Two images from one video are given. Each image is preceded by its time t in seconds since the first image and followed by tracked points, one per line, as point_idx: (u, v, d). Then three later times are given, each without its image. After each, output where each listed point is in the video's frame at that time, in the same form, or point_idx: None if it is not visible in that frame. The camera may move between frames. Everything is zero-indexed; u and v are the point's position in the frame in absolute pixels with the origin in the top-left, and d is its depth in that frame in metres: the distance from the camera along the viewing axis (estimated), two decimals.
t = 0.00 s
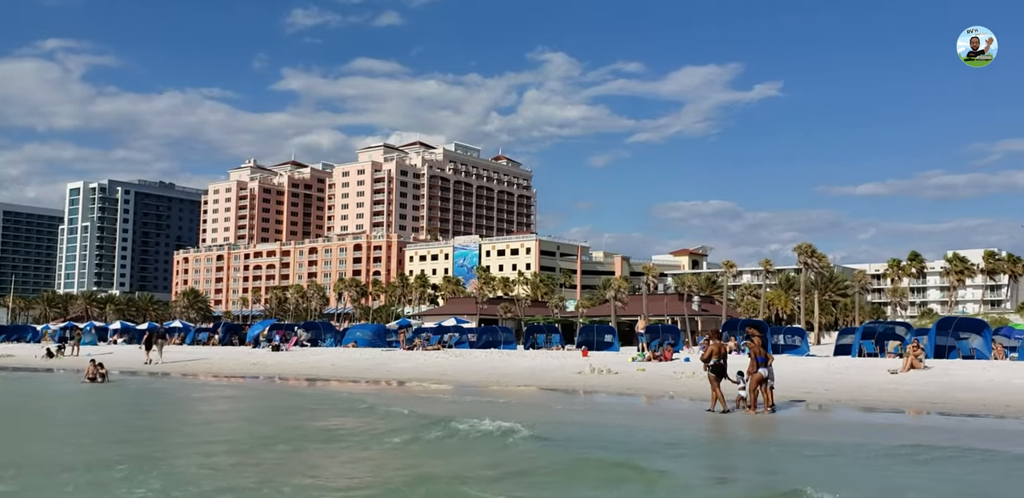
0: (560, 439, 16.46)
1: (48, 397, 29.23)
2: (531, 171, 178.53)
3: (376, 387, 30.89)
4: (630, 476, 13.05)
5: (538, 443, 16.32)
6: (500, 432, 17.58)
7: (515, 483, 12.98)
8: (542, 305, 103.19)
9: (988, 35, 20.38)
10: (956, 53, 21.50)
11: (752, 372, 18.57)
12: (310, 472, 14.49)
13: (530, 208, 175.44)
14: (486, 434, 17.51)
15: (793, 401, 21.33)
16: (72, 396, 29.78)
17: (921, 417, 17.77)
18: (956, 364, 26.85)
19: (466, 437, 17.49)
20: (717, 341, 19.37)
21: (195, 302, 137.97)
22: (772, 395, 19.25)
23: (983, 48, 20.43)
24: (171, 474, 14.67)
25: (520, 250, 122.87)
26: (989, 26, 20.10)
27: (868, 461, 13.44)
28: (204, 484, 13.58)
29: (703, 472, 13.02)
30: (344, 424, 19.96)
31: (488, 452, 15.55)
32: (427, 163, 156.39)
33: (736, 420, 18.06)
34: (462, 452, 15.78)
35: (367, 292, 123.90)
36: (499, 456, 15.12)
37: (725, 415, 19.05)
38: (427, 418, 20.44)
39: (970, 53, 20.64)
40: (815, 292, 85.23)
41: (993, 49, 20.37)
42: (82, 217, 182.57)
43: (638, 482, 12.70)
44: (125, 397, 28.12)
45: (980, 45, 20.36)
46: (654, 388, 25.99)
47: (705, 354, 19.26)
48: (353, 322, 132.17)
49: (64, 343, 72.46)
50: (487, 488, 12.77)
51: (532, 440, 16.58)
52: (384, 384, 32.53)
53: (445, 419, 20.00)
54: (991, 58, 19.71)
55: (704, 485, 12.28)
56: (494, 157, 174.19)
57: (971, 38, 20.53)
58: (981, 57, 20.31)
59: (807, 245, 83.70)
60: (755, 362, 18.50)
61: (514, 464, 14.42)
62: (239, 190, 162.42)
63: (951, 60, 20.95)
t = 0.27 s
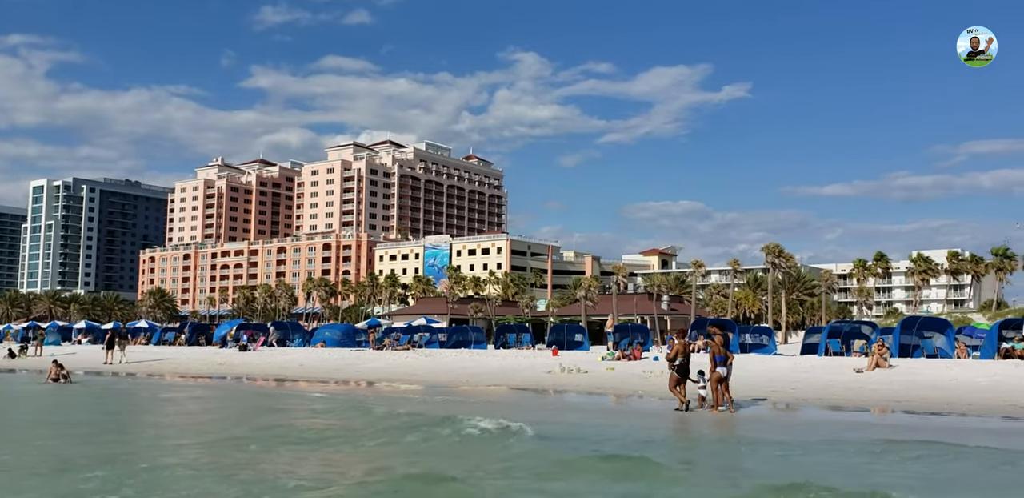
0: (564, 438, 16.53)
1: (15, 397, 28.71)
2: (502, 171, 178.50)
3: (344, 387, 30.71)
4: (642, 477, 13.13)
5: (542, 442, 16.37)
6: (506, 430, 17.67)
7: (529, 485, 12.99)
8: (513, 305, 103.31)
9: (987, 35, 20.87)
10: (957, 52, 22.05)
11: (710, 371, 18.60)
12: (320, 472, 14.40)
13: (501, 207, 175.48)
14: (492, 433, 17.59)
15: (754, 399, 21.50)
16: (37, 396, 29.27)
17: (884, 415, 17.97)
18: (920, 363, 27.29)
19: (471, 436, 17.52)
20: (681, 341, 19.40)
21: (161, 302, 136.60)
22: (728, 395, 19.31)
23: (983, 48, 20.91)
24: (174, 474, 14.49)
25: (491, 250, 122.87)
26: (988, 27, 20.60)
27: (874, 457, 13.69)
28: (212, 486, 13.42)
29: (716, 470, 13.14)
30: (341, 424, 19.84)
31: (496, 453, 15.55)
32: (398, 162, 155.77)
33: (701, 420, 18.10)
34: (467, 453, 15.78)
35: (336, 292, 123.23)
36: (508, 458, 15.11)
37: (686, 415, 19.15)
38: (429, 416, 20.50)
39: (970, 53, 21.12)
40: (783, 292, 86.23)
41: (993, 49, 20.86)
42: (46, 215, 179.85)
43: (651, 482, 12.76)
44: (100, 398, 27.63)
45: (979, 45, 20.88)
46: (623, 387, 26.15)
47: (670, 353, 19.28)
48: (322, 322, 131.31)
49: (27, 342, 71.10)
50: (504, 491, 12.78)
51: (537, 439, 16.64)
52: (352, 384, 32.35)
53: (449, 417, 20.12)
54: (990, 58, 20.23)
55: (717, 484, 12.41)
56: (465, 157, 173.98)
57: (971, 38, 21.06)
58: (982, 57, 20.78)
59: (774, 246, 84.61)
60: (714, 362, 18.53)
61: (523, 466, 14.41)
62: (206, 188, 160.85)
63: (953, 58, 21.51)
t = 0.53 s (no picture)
0: (565, 436, 16.54)
1: None
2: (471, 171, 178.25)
3: (311, 388, 30.47)
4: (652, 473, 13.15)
5: (543, 440, 16.36)
6: (506, 429, 17.70)
7: (539, 483, 12.94)
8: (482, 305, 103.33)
9: (988, 35, 20.63)
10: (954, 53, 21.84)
11: (671, 371, 18.83)
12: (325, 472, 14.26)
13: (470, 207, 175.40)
14: (492, 432, 17.62)
15: (716, 398, 21.81)
16: None
17: (848, 413, 18.25)
18: (882, 362, 27.65)
19: (471, 435, 17.48)
20: (646, 340, 19.61)
21: (125, 301, 135.09)
22: (689, 395, 19.52)
23: (982, 48, 20.73)
24: (175, 474, 14.24)
25: (460, 250, 122.75)
26: (987, 27, 20.41)
27: (876, 452, 13.90)
28: (205, 486, 13.27)
29: (722, 467, 13.20)
30: (335, 425, 19.67)
31: (499, 452, 15.47)
32: (366, 161, 154.99)
33: (665, 419, 18.10)
34: (462, 452, 15.74)
35: (303, 292, 122.38)
36: (512, 456, 15.03)
37: (647, 413, 19.37)
38: (419, 416, 20.44)
39: (970, 53, 20.88)
40: (749, 292, 87.13)
41: (993, 49, 20.66)
42: (6, 214, 177.30)
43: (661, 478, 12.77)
44: (72, 398, 27.10)
45: (980, 44, 20.67)
46: (591, 387, 26.22)
47: (633, 353, 19.54)
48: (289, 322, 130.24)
49: None
50: (514, 489, 12.70)
51: (538, 437, 16.62)
52: (320, 385, 32.12)
53: (446, 417, 20.16)
54: (991, 58, 20.01)
55: (727, 480, 12.46)
56: (434, 156, 173.59)
57: (971, 37, 20.85)
58: (982, 57, 20.58)
59: (741, 246, 85.45)
60: (674, 361, 18.79)
61: (528, 465, 14.35)
62: (171, 187, 159.22)
63: (950, 59, 21.23)
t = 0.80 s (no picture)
0: (561, 434, 16.56)
1: None
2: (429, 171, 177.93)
3: (266, 391, 30.18)
4: (666, 473, 13.18)
5: (540, 439, 16.35)
6: (496, 430, 17.78)
7: (553, 484, 12.89)
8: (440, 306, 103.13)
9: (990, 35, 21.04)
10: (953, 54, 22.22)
11: (623, 372, 18.97)
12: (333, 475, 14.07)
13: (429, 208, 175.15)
14: (483, 432, 17.67)
15: (669, 398, 22.10)
16: None
17: (802, 412, 18.58)
18: (834, 363, 28.15)
19: (464, 436, 17.47)
20: (597, 342, 19.79)
21: (74, 302, 132.43)
22: (640, 395, 19.70)
23: (982, 48, 21.13)
24: (177, 478, 13.95)
25: (418, 250, 122.27)
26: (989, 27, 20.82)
27: (874, 447, 14.20)
28: (197, 487, 13.16)
29: (732, 466, 13.31)
30: (323, 427, 19.48)
31: (502, 452, 15.42)
32: (322, 161, 153.87)
33: (620, 419, 18.19)
34: (447, 452, 15.81)
35: (257, 293, 121.20)
36: (517, 456, 14.96)
37: (599, 413, 19.56)
38: (396, 417, 20.45)
39: (970, 53, 21.27)
40: (705, 292, 88.16)
41: (992, 50, 21.08)
42: None
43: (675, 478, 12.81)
44: (23, 401, 26.45)
45: (980, 45, 21.06)
46: (548, 387, 26.29)
47: (584, 354, 19.63)
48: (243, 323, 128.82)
49: None
50: (529, 491, 12.65)
51: (534, 437, 16.63)
52: (275, 387, 31.79)
53: (427, 418, 20.20)
54: (993, 57, 20.41)
55: (743, 481, 12.55)
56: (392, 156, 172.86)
57: (972, 38, 21.27)
58: (982, 57, 20.99)
59: (697, 248, 86.37)
60: (626, 362, 18.93)
61: (536, 465, 14.28)
62: (122, 186, 156.77)
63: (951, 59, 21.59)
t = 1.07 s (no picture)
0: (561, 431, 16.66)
1: None
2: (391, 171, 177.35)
3: (223, 392, 29.87)
4: (672, 472, 13.24)
5: (536, 436, 16.40)
6: (484, 427, 17.90)
7: (562, 483, 12.94)
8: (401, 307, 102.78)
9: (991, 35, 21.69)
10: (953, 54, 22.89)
11: (578, 371, 19.11)
12: (339, 476, 13.93)
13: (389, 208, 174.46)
14: (473, 430, 17.70)
15: (625, 397, 22.30)
16: None
17: (759, 411, 18.82)
18: (792, 362, 28.54)
19: (457, 435, 17.44)
20: (551, 341, 19.90)
21: (26, 303, 128.61)
22: (596, 396, 19.87)
23: (982, 48, 21.79)
24: (178, 478, 13.90)
25: (379, 251, 121.67)
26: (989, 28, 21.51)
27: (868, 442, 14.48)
28: (201, 487, 13.13)
29: (735, 462, 13.47)
30: (311, 428, 19.27)
31: (503, 450, 15.42)
32: (282, 160, 152.56)
33: (574, 418, 18.35)
34: (438, 451, 15.94)
35: (215, 294, 119.85)
36: (519, 454, 14.96)
37: (553, 412, 19.70)
38: (375, 418, 20.46)
39: (970, 53, 21.96)
40: (664, 293, 89.02)
41: (991, 50, 21.76)
42: None
43: (682, 477, 12.93)
44: None
45: (980, 44, 21.73)
46: (508, 388, 26.30)
47: (538, 354, 19.67)
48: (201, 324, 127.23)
49: None
50: (530, 486, 12.85)
51: (524, 435, 16.69)
52: (232, 389, 31.44)
53: (407, 417, 20.22)
54: (993, 57, 21.10)
55: (751, 478, 12.69)
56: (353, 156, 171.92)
57: (972, 38, 21.93)
58: (982, 57, 21.64)
59: (657, 248, 87.17)
60: (582, 362, 19.06)
61: (545, 462, 14.28)
62: (76, 184, 154.06)
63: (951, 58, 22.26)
